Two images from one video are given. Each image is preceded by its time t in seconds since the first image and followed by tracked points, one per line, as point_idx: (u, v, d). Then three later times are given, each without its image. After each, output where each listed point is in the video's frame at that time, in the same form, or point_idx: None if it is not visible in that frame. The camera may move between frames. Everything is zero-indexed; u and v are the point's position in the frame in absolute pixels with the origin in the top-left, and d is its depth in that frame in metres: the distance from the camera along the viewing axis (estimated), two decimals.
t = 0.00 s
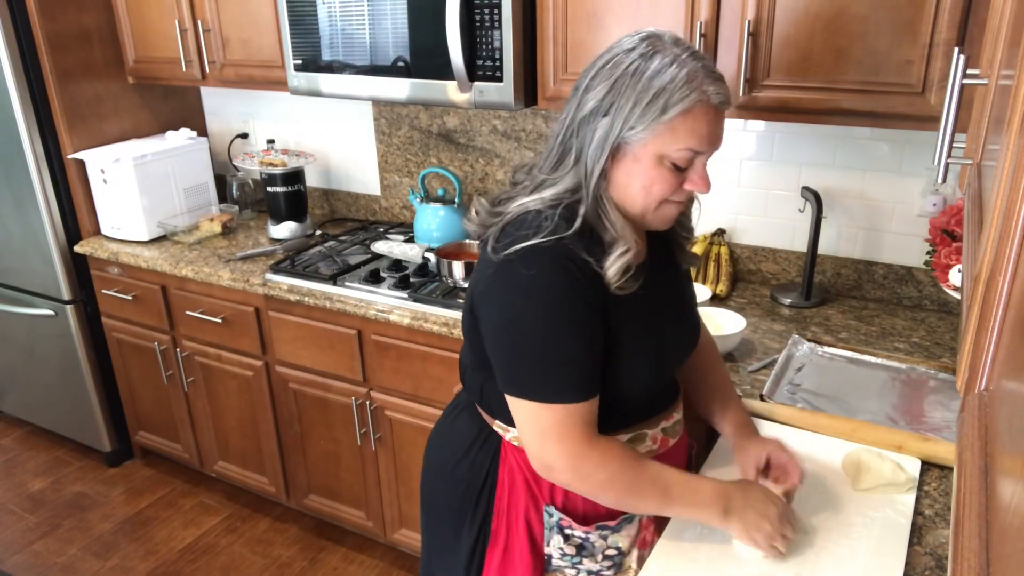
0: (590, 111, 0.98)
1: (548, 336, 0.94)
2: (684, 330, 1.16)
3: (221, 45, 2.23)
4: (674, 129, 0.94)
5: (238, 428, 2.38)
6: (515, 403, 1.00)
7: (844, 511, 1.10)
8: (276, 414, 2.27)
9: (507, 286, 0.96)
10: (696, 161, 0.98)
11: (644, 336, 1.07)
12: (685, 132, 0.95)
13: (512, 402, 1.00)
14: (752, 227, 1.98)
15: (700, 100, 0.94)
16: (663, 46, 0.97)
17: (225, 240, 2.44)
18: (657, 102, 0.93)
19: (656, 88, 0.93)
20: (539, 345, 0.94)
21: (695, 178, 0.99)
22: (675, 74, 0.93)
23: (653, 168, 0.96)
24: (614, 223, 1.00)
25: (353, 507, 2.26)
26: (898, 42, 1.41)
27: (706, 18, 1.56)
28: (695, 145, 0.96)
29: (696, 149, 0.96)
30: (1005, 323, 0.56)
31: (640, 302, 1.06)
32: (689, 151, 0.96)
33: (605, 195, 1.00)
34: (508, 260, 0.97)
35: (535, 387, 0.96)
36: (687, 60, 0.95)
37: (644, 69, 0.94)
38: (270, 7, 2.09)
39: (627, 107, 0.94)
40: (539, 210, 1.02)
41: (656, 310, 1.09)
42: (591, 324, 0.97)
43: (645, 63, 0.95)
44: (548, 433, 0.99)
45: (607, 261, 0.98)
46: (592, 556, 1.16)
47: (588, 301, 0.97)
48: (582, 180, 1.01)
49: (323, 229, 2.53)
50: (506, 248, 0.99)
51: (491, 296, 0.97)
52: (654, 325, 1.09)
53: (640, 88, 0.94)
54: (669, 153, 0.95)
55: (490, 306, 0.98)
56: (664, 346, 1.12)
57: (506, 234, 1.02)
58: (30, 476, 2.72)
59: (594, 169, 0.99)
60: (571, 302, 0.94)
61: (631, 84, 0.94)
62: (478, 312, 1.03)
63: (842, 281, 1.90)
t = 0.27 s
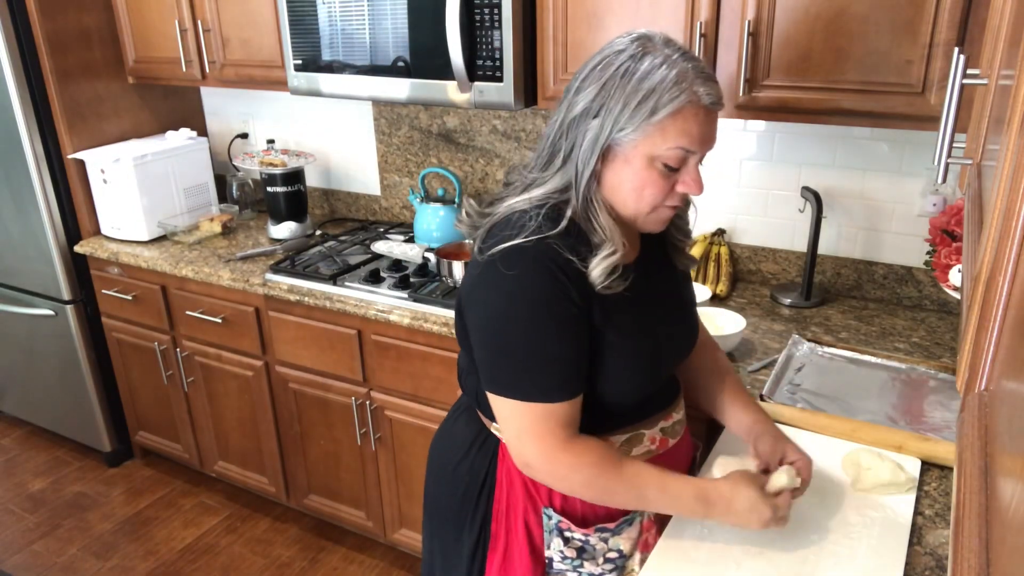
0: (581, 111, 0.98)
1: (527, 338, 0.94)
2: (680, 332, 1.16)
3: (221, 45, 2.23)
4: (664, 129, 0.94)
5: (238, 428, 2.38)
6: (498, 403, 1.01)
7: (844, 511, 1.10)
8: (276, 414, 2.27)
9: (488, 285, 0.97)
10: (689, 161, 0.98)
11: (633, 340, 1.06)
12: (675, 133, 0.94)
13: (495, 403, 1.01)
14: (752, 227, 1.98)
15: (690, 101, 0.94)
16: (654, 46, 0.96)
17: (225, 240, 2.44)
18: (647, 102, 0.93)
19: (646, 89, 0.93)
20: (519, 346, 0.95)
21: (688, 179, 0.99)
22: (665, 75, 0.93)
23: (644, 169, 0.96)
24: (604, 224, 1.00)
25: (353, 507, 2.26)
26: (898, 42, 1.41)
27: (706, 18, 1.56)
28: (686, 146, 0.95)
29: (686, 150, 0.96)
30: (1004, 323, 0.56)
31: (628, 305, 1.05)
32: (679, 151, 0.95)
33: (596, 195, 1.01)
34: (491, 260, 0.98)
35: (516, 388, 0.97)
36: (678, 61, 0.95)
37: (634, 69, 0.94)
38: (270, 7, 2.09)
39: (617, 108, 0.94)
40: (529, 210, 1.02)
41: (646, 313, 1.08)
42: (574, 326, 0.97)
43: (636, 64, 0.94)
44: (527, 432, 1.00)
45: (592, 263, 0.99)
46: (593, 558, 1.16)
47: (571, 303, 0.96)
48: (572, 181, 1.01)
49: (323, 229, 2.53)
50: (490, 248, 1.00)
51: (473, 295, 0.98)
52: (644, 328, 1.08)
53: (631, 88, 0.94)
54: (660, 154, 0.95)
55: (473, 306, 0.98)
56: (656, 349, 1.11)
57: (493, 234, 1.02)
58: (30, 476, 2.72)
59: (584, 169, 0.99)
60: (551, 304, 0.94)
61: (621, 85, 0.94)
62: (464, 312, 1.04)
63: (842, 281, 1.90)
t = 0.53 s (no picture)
0: (584, 115, 0.98)
1: (527, 342, 0.94)
2: (678, 335, 1.16)
3: (221, 45, 2.23)
4: (667, 134, 0.94)
5: (237, 427, 2.38)
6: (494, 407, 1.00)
7: (845, 511, 1.10)
8: (276, 414, 2.27)
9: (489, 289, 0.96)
10: (691, 167, 0.98)
11: (632, 344, 1.06)
12: (678, 139, 0.94)
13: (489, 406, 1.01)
14: (752, 227, 1.98)
15: (694, 107, 0.94)
16: (659, 50, 0.96)
17: (225, 240, 2.44)
18: (651, 107, 0.93)
19: (651, 94, 0.93)
20: (518, 350, 0.94)
21: (690, 185, 0.99)
22: (669, 80, 0.93)
23: (647, 174, 0.96)
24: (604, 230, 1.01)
25: (353, 507, 2.26)
26: (898, 43, 1.41)
27: (706, 18, 1.56)
28: (689, 152, 0.96)
29: (689, 156, 0.96)
30: (1005, 323, 0.56)
31: (627, 310, 1.05)
32: (682, 157, 0.96)
33: (598, 199, 1.01)
34: (491, 263, 0.98)
35: (513, 391, 0.96)
36: (682, 66, 0.95)
37: (639, 74, 0.94)
38: (270, 7, 2.09)
39: (620, 112, 0.94)
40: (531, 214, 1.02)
41: (645, 318, 1.08)
42: (572, 331, 0.97)
43: (640, 68, 0.94)
44: (519, 435, 0.99)
45: (593, 269, 0.99)
46: (590, 561, 1.16)
47: (571, 308, 0.97)
48: (575, 185, 1.01)
49: (323, 229, 2.53)
50: (490, 252, 1.00)
51: (473, 298, 0.98)
52: (643, 333, 1.08)
53: (635, 92, 0.93)
54: (662, 159, 0.95)
55: (472, 309, 0.98)
56: (656, 353, 1.11)
57: (494, 237, 1.02)
58: (30, 476, 2.72)
59: (587, 173, 0.99)
60: (552, 308, 0.94)
61: (625, 90, 0.94)
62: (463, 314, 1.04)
63: (842, 281, 1.90)
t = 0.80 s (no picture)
0: (583, 112, 0.98)
1: (571, 335, 0.93)
2: (681, 332, 1.15)
3: (221, 45, 2.23)
4: (665, 131, 0.94)
5: (238, 428, 2.38)
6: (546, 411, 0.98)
7: (846, 511, 1.10)
8: (276, 414, 2.27)
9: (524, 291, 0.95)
10: (688, 163, 0.98)
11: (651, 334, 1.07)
12: (676, 135, 0.94)
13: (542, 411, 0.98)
14: (752, 227, 1.98)
15: (692, 102, 0.94)
16: (656, 46, 0.96)
17: (225, 240, 2.44)
18: (649, 104, 0.93)
19: (648, 89, 0.93)
20: (571, 347, 0.93)
21: (688, 179, 0.99)
22: (666, 75, 0.93)
23: (644, 170, 0.97)
24: (615, 225, 1.00)
25: (353, 507, 2.26)
26: (898, 42, 1.41)
27: (706, 18, 1.56)
28: (687, 148, 0.96)
29: (687, 152, 0.96)
30: (1005, 323, 0.56)
31: (647, 295, 1.06)
32: (679, 153, 0.95)
33: (601, 197, 1.00)
34: (523, 265, 0.96)
35: (581, 389, 0.94)
36: (679, 61, 0.95)
37: (636, 70, 0.94)
38: (270, 7, 2.09)
39: (618, 108, 0.94)
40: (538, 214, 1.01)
41: (661, 302, 1.09)
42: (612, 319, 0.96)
43: (637, 64, 0.94)
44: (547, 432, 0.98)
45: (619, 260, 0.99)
46: (595, 561, 1.18)
47: (611, 296, 0.96)
48: (577, 184, 1.01)
49: (323, 229, 2.53)
50: (515, 255, 0.98)
51: (508, 304, 0.96)
52: (661, 319, 1.09)
53: (633, 89, 0.93)
54: (660, 155, 0.95)
55: (511, 315, 0.96)
56: (667, 345, 1.11)
57: (513, 239, 1.00)
58: (30, 476, 2.72)
59: (586, 172, 0.99)
60: (594, 298, 0.94)
61: (623, 86, 0.94)
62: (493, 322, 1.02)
63: (842, 281, 1.90)
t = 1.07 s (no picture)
0: (592, 110, 0.98)
1: (590, 333, 0.92)
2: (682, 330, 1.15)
3: (222, 45, 2.23)
4: (674, 127, 0.94)
5: (238, 427, 2.38)
6: (556, 407, 0.98)
7: (846, 510, 1.10)
8: (276, 414, 2.27)
9: (543, 285, 0.94)
10: (696, 158, 0.98)
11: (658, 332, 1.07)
12: (684, 131, 0.95)
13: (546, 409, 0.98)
14: (752, 227, 1.98)
15: (699, 99, 0.94)
16: (661, 45, 0.97)
17: (225, 240, 2.44)
18: (658, 101, 0.93)
19: (657, 86, 0.93)
20: (590, 344, 0.92)
21: (695, 175, 0.99)
22: (674, 74, 0.94)
23: (653, 166, 0.97)
24: (624, 221, 1.00)
25: (353, 507, 2.26)
26: (897, 42, 1.41)
27: (706, 18, 1.56)
28: (695, 143, 0.96)
29: (695, 147, 0.96)
30: (1004, 323, 0.56)
31: (657, 294, 1.06)
32: (688, 148, 0.96)
33: (609, 194, 1.01)
34: (542, 260, 0.95)
35: (593, 387, 0.94)
36: (685, 59, 0.96)
37: (643, 68, 0.94)
38: (270, 7, 2.09)
39: (627, 106, 0.94)
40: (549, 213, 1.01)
41: (667, 301, 1.10)
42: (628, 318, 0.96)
43: (644, 63, 0.95)
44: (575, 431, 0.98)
45: (631, 253, 0.98)
46: (618, 553, 1.21)
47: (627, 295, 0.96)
48: (586, 181, 1.00)
49: (323, 229, 2.53)
50: (534, 249, 0.97)
51: (526, 297, 0.95)
52: (668, 317, 1.09)
53: (641, 87, 0.94)
54: (669, 151, 0.95)
55: (530, 310, 0.95)
56: (672, 342, 1.12)
57: (529, 236, 0.99)
58: (29, 476, 2.72)
59: (596, 169, 0.99)
60: (613, 296, 0.94)
61: (631, 84, 0.94)
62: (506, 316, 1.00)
63: (842, 281, 1.90)
